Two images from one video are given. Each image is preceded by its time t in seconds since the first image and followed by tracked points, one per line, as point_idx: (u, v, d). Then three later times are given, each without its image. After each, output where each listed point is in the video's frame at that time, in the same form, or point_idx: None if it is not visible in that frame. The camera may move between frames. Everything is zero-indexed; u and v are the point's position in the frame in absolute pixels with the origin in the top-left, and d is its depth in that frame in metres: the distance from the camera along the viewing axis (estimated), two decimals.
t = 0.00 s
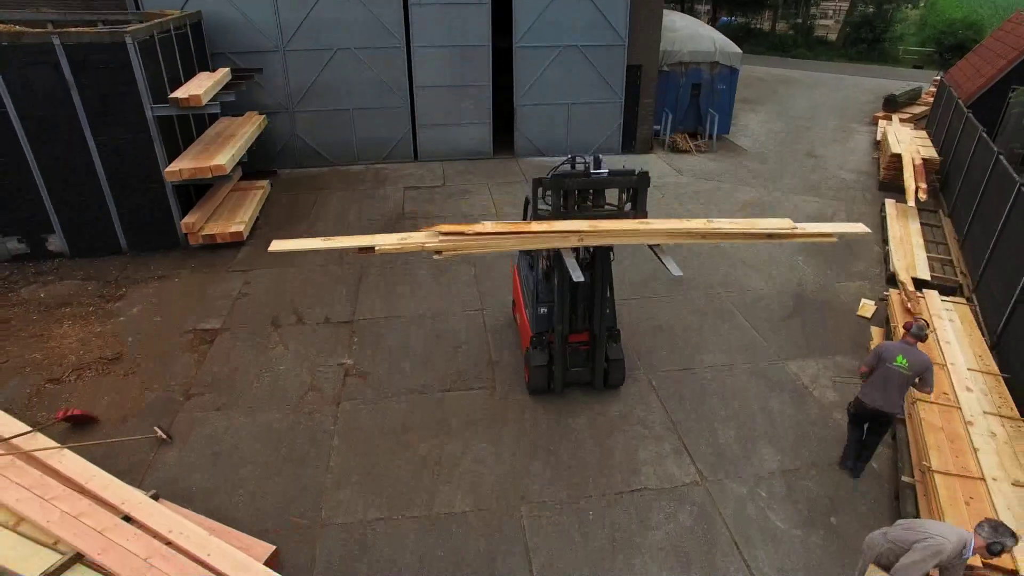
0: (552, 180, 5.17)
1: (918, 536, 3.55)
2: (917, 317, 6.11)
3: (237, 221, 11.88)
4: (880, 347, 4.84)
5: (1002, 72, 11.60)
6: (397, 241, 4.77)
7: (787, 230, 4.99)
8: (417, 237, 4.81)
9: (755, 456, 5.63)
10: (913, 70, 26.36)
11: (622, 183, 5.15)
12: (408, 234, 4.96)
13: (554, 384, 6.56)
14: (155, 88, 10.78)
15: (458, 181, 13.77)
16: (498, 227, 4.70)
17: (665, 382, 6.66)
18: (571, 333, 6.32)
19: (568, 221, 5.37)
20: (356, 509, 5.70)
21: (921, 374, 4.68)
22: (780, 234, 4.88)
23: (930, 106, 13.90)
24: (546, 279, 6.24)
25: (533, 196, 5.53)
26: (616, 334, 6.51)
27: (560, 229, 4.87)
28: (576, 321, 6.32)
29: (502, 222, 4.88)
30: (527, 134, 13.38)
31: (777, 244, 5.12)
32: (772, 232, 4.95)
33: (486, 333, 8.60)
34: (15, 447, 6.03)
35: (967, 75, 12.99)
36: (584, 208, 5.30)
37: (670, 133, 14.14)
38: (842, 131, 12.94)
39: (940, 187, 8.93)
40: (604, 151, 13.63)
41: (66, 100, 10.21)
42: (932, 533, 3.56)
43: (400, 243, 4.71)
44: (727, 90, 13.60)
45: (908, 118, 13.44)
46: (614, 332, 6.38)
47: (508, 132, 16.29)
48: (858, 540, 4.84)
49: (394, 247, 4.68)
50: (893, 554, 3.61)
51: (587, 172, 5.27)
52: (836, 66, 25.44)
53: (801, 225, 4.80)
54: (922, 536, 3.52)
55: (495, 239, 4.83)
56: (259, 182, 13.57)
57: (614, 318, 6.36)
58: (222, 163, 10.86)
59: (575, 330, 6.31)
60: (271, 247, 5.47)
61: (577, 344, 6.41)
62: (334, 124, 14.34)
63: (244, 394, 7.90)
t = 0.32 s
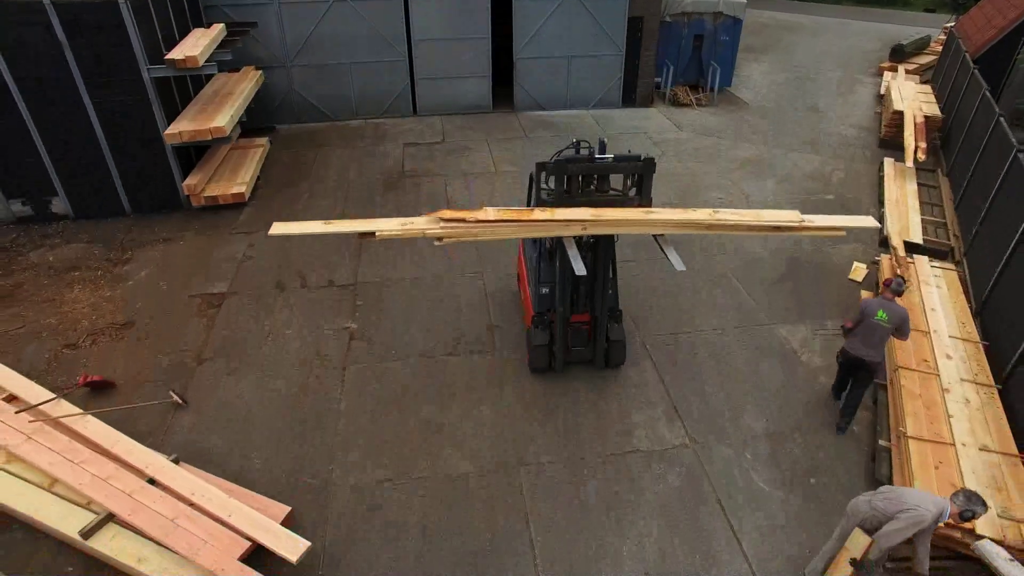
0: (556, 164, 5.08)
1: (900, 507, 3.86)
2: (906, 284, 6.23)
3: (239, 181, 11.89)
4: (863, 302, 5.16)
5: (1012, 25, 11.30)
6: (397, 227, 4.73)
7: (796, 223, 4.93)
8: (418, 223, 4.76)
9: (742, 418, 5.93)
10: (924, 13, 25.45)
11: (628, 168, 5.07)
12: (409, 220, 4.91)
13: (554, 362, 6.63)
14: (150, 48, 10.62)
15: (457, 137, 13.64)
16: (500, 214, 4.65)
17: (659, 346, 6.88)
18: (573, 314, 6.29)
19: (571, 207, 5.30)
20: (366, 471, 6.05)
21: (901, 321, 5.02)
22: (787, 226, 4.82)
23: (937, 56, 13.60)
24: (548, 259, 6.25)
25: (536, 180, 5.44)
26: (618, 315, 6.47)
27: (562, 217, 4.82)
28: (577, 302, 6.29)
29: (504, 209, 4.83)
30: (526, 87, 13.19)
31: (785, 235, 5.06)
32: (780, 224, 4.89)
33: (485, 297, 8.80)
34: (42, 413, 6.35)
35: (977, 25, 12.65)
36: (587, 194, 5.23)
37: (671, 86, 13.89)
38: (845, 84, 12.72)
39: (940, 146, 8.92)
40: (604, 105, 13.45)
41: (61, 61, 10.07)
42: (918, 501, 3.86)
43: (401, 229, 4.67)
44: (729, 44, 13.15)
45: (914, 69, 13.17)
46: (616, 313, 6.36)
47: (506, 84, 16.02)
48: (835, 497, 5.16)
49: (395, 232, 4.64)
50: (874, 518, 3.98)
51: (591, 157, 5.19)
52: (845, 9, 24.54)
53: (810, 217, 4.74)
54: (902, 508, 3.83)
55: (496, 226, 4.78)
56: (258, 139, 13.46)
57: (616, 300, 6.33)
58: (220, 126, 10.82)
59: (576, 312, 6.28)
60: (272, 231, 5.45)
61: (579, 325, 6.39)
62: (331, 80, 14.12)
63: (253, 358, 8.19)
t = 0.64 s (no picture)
0: (556, 154, 5.00)
1: (873, 476, 4.17)
2: (894, 251, 6.36)
3: (238, 142, 11.83)
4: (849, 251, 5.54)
5: None
6: (393, 220, 4.86)
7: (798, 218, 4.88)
8: (413, 215, 4.88)
9: (729, 382, 6.22)
10: None
11: (628, 160, 4.98)
12: (405, 210, 5.01)
13: (553, 342, 6.66)
14: (142, 7, 10.41)
15: (455, 92, 13.42)
16: (492, 210, 4.71)
17: (652, 311, 7.08)
18: (573, 296, 6.23)
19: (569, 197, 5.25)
20: (373, 435, 6.41)
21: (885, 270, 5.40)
22: (787, 224, 4.78)
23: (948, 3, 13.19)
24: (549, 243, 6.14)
25: (535, 169, 5.38)
26: (617, 299, 6.43)
27: (558, 211, 4.84)
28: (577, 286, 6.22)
29: (499, 202, 4.87)
30: (524, 39, 13.01)
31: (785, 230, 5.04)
32: (779, 221, 4.86)
33: (485, 261, 8.98)
34: (67, 381, 6.71)
35: None
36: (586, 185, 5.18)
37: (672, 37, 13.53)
38: (850, 35, 12.45)
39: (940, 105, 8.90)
40: (604, 58, 13.19)
41: (52, 22, 9.90)
42: (889, 469, 4.18)
43: (395, 222, 4.79)
44: None
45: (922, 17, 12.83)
46: (616, 297, 6.32)
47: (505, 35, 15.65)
48: (813, 457, 5.50)
49: (389, 226, 4.78)
50: (846, 483, 4.29)
51: (591, 146, 5.09)
52: None
53: (810, 216, 4.70)
54: (876, 478, 4.13)
55: (490, 219, 4.86)
56: (255, 96, 13.27)
57: (615, 283, 6.27)
58: (218, 88, 10.73)
59: (576, 294, 6.21)
60: (269, 219, 5.40)
61: (579, 308, 6.33)
62: (327, 34, 13.87)
63: (261, 323, 8.44)
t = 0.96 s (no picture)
0: (557, 147, 4.96)
1: (840, 441, 4.53)
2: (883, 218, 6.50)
3: (236, 102, 11.76)
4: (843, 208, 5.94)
5: None
6: (392, 211, 4.92)
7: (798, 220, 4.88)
8: (412, 207, 4.93)
9: (717, 345, 6.52)
10: None
11: (630, 154, 4.93)
12: (405, 202, 5.06)
13: (550, 323, 6.75)
14: None
15: (454, 45, 13.16)
16: (491, 204, 4.76)
17: (646, 277, 7.31)
18: (571, 280, 6.26)
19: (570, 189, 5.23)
20: (379, 396, 6.78)
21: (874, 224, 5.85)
22: (787, 226, 4.77)
23: None
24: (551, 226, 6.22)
25: (536, 159, 5.34)
26: (616, 283, 6.50)
27: (557, 207, 4.87)
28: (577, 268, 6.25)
29: (498, 197, 4.91)
30: None
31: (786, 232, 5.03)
32: (780, 223, 4.83)
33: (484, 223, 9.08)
34: (89, 348, 7.04)
35: None
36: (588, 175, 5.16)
37: None
38: None
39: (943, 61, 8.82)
40: (604, 9, 12.91)
41: None
42: (856, 433, 4.55)
43: (395, 214, 4.85)
44: None
45: None
46: (613, 283, 6.40)
47: None
48: (792, 416, 5.86)
49: (388, 217, 4.84)
50: (817, 444, 4.67)
51: (592, 139, 5.01)
52: None
53: (810, 217, 4.70)
54: (842, 444, 4.49)
55: (489, 213, 4.89)
56: (252, 51, 13.06)
57: (614, 268, 6.32)
58: (215, 49, 10.61)
59: (575, 278, 6.23)
60: (271, 204, 5.33)
61: (576, 291, 6.41)
62: None
63: (267, 287, 8.66)
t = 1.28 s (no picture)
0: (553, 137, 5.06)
1: (806, 397, 4.91)
2: (874, 182, 6.60)
3: (234, 59, 11.63)
4: (834, 156, 6.20)
5: None
6: (389, 199, 5.07)
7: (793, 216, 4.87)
8: (408, 195, 5.10)
9: (707, 307, 6.80)
10: None
11: (624, 145, 5.02)
12: (403, 190, 5.18)
13: (547, 299, 6.88)
14: None
15: None
16: (484, 195, 4.87)
17: (640, 242, 7.51)
18: (567, 261, 6.44)
19: (567, 177, 5.33)
20: (384, 357, 7.10)
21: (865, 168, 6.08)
22: (780, 223, 4.80)
23: None
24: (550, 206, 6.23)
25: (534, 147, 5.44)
26: (611, 265, 6.67)
27: (551, 198, 4.94)
28: (572, 251, 6.37)
29: (494, 186, 5.00)
30: None
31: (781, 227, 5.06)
32: (773, 219, 4.86)
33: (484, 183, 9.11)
34: (107, 313, 7.36)
35: None
36: (584, 164, 5.25)
37: None
38: None
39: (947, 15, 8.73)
40: None
41: None
42: (822, 392, 4.91)
43: (391, 202, 5.04)
44: None
45: None
46: (609, 264, 6.54)
47: None
48: (774, 376, 6.21)
49: (385, 206, 5.03)
50: (787, 400, 5.06)
51: (589, 130, 5.11)
52: None
53: (803, 213, 4.72)
54: (808, 400, 4.87)
55: (483, 203, 5.00)
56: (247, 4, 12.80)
57: (610, 250, 6.46)
58: (211, 8, 10.49)
59: (572, 259, 6.40)
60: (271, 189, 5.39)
61: (572, 271, 6.51)
62: None
63: (274, 250, 8.77)
